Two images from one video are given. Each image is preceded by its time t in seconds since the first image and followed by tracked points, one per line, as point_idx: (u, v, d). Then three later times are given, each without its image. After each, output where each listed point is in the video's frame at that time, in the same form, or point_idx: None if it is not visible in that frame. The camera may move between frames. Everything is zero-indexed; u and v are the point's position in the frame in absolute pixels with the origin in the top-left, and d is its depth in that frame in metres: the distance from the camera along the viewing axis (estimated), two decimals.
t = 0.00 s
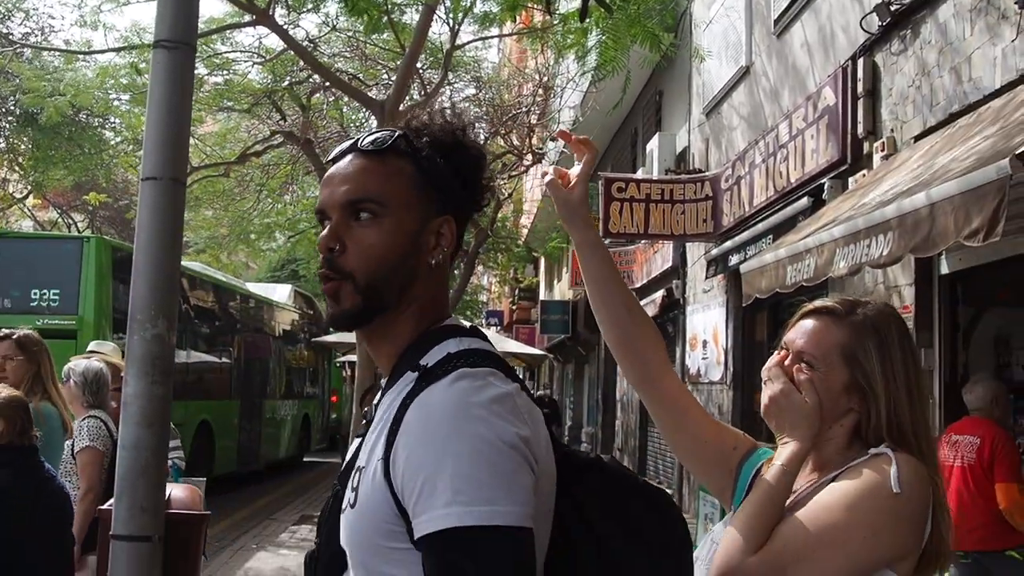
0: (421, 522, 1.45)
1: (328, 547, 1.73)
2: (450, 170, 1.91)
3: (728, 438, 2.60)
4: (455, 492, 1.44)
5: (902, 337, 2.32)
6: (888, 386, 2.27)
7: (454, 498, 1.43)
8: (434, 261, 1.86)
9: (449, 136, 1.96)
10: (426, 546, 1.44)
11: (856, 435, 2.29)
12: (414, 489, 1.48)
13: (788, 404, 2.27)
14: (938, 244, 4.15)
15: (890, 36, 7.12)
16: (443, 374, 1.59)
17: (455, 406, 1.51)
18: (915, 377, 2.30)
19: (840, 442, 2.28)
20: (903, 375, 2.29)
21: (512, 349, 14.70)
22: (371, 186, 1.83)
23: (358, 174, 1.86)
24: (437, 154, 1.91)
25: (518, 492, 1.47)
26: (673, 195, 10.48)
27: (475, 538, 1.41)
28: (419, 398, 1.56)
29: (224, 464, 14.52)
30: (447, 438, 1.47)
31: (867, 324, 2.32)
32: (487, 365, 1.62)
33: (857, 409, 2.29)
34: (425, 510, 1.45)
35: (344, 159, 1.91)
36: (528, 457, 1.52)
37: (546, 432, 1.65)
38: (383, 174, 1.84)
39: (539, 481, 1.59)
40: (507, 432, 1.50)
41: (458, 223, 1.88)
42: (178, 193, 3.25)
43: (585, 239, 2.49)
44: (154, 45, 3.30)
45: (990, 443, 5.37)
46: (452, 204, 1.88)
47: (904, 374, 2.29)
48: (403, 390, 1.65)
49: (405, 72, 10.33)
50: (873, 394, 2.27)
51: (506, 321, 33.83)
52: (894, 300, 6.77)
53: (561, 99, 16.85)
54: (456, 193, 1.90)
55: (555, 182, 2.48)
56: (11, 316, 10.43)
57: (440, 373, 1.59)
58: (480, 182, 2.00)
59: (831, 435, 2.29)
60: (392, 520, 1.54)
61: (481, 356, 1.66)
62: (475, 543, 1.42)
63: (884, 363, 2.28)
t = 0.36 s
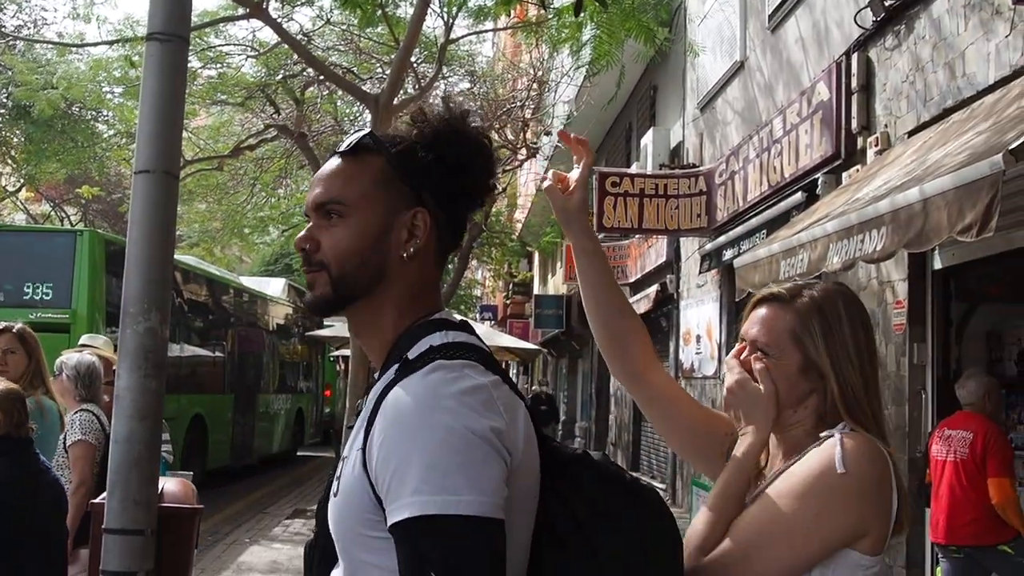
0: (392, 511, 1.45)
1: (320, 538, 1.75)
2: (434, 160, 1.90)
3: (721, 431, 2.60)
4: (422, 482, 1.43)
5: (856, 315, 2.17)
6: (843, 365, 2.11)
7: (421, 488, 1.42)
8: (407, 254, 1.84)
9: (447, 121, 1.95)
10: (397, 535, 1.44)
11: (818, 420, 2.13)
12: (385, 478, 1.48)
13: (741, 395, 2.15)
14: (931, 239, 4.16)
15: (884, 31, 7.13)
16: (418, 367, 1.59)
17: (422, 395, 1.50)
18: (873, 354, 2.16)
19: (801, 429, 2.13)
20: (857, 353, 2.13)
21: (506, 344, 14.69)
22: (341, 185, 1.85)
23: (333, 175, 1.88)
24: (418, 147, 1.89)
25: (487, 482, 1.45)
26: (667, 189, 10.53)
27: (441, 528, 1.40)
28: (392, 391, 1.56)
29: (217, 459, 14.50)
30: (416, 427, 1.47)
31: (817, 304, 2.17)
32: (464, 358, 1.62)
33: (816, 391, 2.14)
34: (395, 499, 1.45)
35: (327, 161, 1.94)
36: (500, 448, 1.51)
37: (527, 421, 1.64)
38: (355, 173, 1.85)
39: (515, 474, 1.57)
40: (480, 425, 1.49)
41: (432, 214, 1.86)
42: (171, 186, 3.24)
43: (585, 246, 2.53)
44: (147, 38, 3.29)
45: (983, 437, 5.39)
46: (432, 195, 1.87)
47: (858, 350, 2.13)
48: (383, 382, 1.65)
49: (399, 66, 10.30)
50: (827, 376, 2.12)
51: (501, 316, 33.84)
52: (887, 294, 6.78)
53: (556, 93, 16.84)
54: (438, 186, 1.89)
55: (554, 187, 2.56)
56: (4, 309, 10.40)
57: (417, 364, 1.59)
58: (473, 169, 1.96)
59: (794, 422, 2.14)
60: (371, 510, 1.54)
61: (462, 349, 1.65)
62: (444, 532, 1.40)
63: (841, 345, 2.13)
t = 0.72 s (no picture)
0: (395, 506, 1.45)
1: (325, 533, 1.74)
2: (433, 159, 1.87)
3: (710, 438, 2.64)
4: (425, 478, 1.42)
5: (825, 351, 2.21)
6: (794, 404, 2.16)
7: (424, 483, 1.42)
8: (399, 252, 1.83)
9: (449, 116, 1.92)
10: (399, 530, 1.43)
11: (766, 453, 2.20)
12: (389, 475, 1.47)
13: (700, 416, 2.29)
14: (929, 235, 4.16)
15: (882, 28, 7.13)
16: (422, 365, 1.58)
17: (423, 395, 1.50)
18: (842, 391, 2.19)
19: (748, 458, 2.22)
20: (818, 390, 2.17)
21: (503, 340, 14.69)
22: (339, 191, 1.86)
23: (333, 180, 1.90)
24: (418, 148, 1.88)
25: (490, 477, 1.45)
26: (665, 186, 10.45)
27: (444, 522, 1.40)
28: (396, 389, 1.55)
29: (215, 456, 14.49)
30: (419, 425, 1.47)
31: (785, 337, 2.22)
32: (467, 357, 1.62)
33: (773, 425, 2.20)
34: (398, 495, 1.45)
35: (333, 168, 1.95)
36: (502, 446, 1.51)
37: (529, 420, 1.63)
38: (352, 177, 1.87)
39: (516, 472, 1.56)
40: (481, 422, 1.49)
41: (425, 209, 1.85)
42: (167, 183, 3.24)
43: (603, 249, 2.63)
44: (144, 35, 3.28)
45: (982, 434, 5.39)
46: (429, 196, 1.86)
47: (813, 391, 2.16)
48: (388, 380, 1.65)
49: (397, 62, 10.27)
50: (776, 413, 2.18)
51: (498, 313, 33.85)
52: (885, 291, 6.79)
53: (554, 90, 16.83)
54: (434, 185, 1.87)
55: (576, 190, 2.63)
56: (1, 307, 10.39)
57: (421, 363, 1.58)
58: (476, 163, 1.93)
59: (748, 449, 2.23)
60: (374, 505, 1.53)
61: (466, 348, 1.65)
62: (446, 528, 1.40)
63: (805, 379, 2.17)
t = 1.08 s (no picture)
0: (412, 509, 1.44)
1: (337, 533, 1.74)
2: (420, 172, 1.81)
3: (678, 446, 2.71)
4: (441, 483, 1.42)
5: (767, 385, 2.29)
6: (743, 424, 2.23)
7: (441, 487, 1.42)
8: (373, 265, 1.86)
9: (442, 121, 1.85)
10: (417, 534, 1.43)
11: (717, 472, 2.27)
12: (405, 479, 1.47)
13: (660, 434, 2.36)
14: (936, 235, 4.14)
15: (887, 27, 7.11)
16: (436, 372, 1.58)
17: (437, 402, 1.49)
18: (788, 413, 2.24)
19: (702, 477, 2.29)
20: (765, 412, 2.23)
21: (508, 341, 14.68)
22: (347, 211, 1.95)
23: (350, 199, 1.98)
24: (397, 153, 1.86)
25: (505, 482, 1.45)
26: (670, 187, 10.46)
27: (461, 526, 1.39)
28: (412, 394, 1.55)
29: (222, 458, 14.51)
30: (434, 430, 1.46)
31: (730, 362, 2.27)
32: (480, 362, 1.61)
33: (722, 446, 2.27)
34: (415, 500, 1.44)
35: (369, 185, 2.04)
36: (516, 452, 1.51)
37: (542, 424, 1.62)
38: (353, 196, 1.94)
39: (531, 476, 1.56)
40: (496, 427, 1.48)
41: (388, 219, 1.83)
42: (173, 186, 3.24)
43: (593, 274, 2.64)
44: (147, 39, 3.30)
45: (989, 434, 5.38)
46: (409, 209, 1.81)
47: (758, 414, 2.23)
48: (402, 385, 1.65)
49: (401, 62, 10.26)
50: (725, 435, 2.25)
51: (504, 314, 33.84)
52: (891, 290, 6.77)
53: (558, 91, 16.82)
54: (402, 192, 1.82)
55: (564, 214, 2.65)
56: (9, 310, 10.41)
57: (437, 368, 1.58)
58: (459, 156, 1.81)
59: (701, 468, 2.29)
60: (389, 508, 1.53)
61: (478, 353, 1.65)
62: (463, 533, 1.39)
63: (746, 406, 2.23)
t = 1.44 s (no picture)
0: (424, 512, 1.44)
1: (349, 537, 1.73)
2: (421, 180, 1.80)
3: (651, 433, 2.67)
4: (454, 486, 1.41)
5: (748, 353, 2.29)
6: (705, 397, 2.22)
7: (453, 492, 1.41)
8: (385, 275, 1.86)
9: (443, 129, 1.84)
10: (430, 537, 1.42)
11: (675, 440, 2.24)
12: (419, 481, 1.46)
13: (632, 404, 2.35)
14: (943, 237, 4.13)
15: (893, 29, 7.10)
16: (448, 375, 1.57)
17: (449, 404, 1.48)
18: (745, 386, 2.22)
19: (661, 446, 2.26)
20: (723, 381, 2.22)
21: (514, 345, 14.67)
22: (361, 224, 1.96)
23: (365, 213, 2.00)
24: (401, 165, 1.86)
25: (517, 485, 1.44)
26: (675, 190, 10.50)
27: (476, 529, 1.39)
28: (424, 397, 1.54)
29: (229, 462, 14.52)
30: (447, 433, 1.45)
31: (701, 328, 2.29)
32: (492, 366, 1.61)
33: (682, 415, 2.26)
34: (428, 503, 1.44)
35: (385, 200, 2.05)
36: (529, 455, 1.50)
37: (554, 427, 1.61)
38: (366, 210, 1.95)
39: (544, 480, 1.55)
40: (509, 430, 1.48)
41: (398, 228, 1.83)
42: (178, 192, 3.25)
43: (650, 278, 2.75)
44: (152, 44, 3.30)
45: (996, 438, 5.36)
46: (412, 218, 1.81)
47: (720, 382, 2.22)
48: (415, 390, 1.65)
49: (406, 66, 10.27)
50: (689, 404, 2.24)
51: (510, 318, 33.83)
52: (897, 293, 6.75)
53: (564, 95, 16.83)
54: (407, 201, 1.81)
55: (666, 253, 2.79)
56: (16, 315, 10.44)
57: (450, 372, 1.58)
58: (458, 163, 1.79)
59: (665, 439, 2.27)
60: (403, 512, 1.52)
61: (492, 358, 1.65)
62: (477, 537, 1.39)
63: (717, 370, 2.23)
